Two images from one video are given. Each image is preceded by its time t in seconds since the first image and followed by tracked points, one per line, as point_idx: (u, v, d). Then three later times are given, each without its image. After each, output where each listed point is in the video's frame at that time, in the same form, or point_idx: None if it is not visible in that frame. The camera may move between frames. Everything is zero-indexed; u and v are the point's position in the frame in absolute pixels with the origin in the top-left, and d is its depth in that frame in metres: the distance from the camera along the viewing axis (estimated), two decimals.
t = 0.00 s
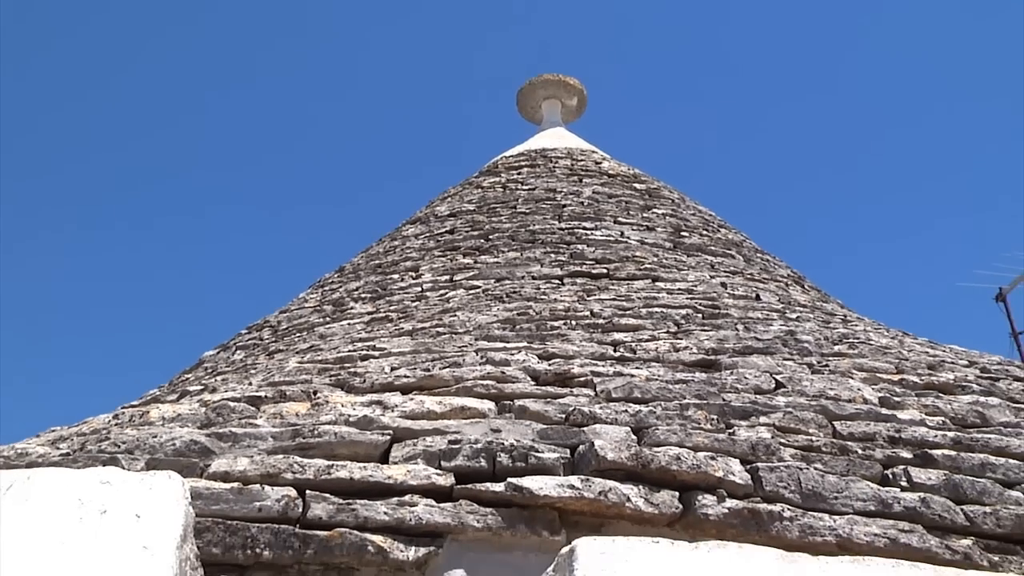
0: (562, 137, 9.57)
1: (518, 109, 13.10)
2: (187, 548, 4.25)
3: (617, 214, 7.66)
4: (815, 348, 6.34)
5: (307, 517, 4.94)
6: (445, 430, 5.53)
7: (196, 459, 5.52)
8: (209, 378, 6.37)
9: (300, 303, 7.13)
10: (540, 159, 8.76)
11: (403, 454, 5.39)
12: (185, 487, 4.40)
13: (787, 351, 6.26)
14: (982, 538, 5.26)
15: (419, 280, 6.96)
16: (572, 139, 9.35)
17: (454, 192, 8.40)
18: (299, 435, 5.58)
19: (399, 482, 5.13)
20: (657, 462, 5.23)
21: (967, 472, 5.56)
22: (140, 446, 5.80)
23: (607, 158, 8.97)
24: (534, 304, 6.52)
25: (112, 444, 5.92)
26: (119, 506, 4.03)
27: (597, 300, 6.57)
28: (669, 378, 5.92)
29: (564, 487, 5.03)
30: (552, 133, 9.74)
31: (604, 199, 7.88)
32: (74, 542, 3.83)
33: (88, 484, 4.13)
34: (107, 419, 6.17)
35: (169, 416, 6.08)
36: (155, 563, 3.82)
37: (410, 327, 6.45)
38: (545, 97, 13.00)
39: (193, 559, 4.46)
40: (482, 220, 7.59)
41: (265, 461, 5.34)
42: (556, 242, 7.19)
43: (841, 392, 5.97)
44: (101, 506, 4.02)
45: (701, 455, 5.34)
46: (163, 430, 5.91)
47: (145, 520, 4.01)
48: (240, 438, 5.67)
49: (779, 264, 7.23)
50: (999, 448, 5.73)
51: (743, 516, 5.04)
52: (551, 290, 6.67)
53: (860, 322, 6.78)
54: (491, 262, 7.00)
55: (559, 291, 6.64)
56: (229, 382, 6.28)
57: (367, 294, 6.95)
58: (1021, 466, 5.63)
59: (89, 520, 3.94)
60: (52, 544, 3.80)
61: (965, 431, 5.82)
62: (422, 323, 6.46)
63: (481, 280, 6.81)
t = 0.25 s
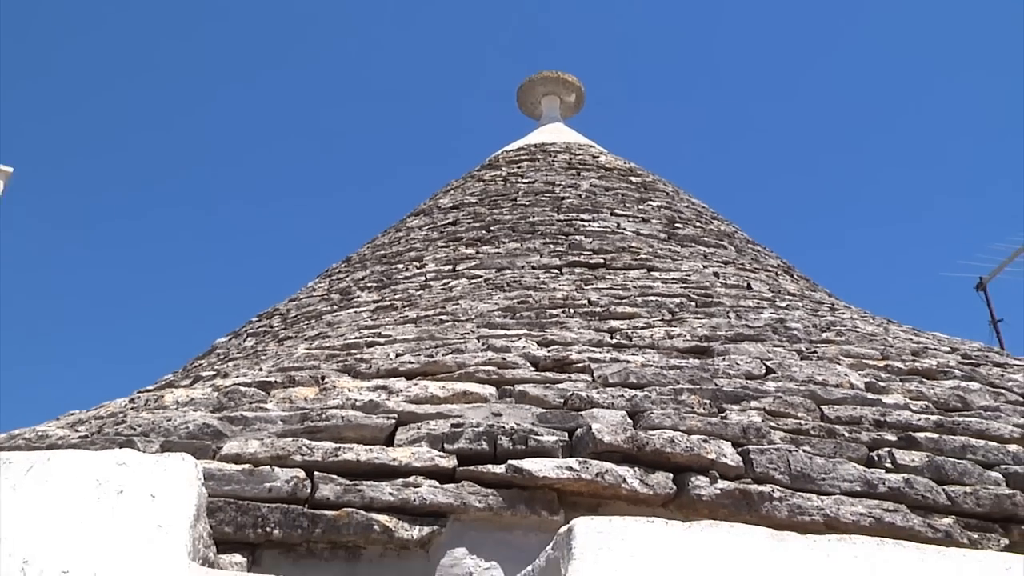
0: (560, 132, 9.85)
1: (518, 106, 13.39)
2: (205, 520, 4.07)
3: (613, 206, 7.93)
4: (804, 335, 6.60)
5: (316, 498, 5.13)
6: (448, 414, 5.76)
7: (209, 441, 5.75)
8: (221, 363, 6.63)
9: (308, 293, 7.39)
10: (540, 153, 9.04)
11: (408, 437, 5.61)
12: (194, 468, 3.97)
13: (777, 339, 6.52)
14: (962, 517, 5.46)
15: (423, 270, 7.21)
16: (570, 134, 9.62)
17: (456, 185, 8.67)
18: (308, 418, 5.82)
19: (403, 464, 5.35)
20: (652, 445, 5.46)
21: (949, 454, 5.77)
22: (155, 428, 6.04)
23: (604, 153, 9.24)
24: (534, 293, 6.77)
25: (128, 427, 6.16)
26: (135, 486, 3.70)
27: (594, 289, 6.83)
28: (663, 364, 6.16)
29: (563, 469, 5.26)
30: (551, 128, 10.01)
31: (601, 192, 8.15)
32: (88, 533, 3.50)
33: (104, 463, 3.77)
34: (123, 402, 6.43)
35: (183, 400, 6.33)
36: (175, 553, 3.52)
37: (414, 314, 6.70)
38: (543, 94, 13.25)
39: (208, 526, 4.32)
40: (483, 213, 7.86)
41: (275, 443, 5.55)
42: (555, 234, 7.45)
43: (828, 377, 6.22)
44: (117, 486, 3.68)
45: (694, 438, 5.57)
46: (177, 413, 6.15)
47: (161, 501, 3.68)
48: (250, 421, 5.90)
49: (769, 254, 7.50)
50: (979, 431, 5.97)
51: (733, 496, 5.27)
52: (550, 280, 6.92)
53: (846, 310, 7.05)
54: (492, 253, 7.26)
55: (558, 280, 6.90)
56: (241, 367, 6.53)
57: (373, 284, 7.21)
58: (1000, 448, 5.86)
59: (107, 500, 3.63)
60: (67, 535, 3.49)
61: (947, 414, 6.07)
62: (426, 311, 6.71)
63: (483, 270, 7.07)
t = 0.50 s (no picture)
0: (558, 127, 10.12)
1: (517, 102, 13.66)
2: (214, 499, 4.14)
3: (609, 199, 8.21)
4: (792, 323, 6.88)
5: (323, 479, 5.40)
6: (450, 398, 6.02)
7: (221, 424, 6.01)
8: (233, 350, 6.90)
9: (315, 283, 7.66)
10: (538, 147, 9.31)
11: (412, 420, 5.87)
12: (207, 452, 4.13)
13: (766, 326, 6.79)
14: (942, 495, 5.68)
15: (426, 260, 7.49)
16: (568, 129, 9.89)
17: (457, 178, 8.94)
18: (316, 402, 6.08)
19: (407, 446, 5.61)
20: (646, 428, 5.70)
21: (929, 436, 6.02)
22: (170, 411, 6.31)
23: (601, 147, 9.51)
24: (533, 282, 7.03)
25: (143, 410, 6.43)
26: (150, 466, 3.86)
27: (591, 279, 7.10)
28: (657, 350, 6.42)
29: (560, 451, 5.50)
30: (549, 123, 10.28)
31: (597, 185, 8.43)
32: (103, 508, 3.67)
33: (120, 446, 3.91)
34: (139, 387, 6.70)
35: (196, 385, 6.60)
36: (185, 524, 3.68)
37: (418, 303, 6.96)
38: (543, 90, 13.49)
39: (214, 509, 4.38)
40: (484, 205, 8.14)
41: (285, 427, 5.80)
42: (553, 225, 7.72)
43: (815, 363, 6.49)
44: (133, 467, 3.84)
45: (687, 421, 5.82)
46: (190, 397, 6.42)
47: (174, 481, 3.84)
48: (260, 405, 6.16)
49: (758, 245, 7.77)
50: (958, 414, 6.23)
51: (724, 476, 5.51)
52: (548, 269, 7.18)
53: (833, 299, 7.32)
54: (492, 244, 7.53)
55: (556, 270, 7.16)
56: (251, 353, 6.80)
57: (378, 273, 7.48)
58: (978, 430, 6.11)
59: (123, 481, 3.79)
60: (83, 508, 3.65)
61: (929, 399, 6.34)
62: (429, 300, 6.98)
63: (484, 261, 7.33)
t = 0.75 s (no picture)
0: (552, 119, 10.37)
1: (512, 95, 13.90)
2: (219, 472, 4.34)
3: (601, 189, 8.46)
4: (777, 309, 7.14)
5: (325, 458, 5.63)
6: (448, 381, 6.27)
7: (227, 404, 6.26)
8: (238, 334, 7.14)
9: (317, 270, 7.91)
10: (533, 139, 9.56)
11: (410, 402, 6.12)
12: (214, 428, 4.26)
13: (752, 312, 7.04)
14: (919, 475, 5.93)
15: (425, 248, 7.73)
16: (562, 121, 10.15)
17: (454, 168, 9.19)
18: (318, 384, 6.33)
19: (406, 427, 5.86)
20: (636, 410, 5.95)
21: (907, 419, 6.28)
22: (177, 392, 6.55)
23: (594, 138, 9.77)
24: (528, 269, 7.28)
25: (152, 391, 6.67)
26: (159, 445, 4.03)
27: (584, 266, 7.35)
28: (647, 335, 6.68)
29: (553, 432, 5.74)
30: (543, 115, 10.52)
31: (590, 176, 8.68)
32: (113, 488, 3.89)
33: (129, 424, 4.08)
34: (148, 369, 6.94)
35: (202, 367, 6.85)
36: (191, 502, 3.89)
37: (417, 289, 7.21)
38: (538, 84, 13.72)
39: (221, 481, 4.54)
40: (481, 194, 8.39)
41: (288, 407, 6.04)
42: (548, 214, 7.97)
43: (799, 348, 6.74)
44: (142, 445, 4.02)
45: (676, 404, 6.06)
46: (197, 378, 6.67)
47: (182, 460, 4.02)
48: (264, 387, 6.40)
49: (744, 234, 8.04)
50: (935, 397, 6.49)
51: (711, 457, 5.75)
52: (543, 257, 7.43)
53: (816, 287, 7.59)
54: (489, 232, 7.78)
55: (551, 258, 7.41)
56: (256, 337, 7.05)
57: (378, 260, 7.73)
58: (954, 412, 6.37)
59: (133, 461, 3.97)
60: (95, 489, 3.88)
61: (907, 382, 6.60)
62: (427, 286, 7.23)
63: (482, 249, 7.58)
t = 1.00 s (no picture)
0: (542, 109, 10.65)
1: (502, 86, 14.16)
2: (221, 449, 4.60)
3: (588, 177, 8.76)
4: (756, 294, 7.45)
5: (321, 433, 5.91)
6: (439, 360, 6.55)
7: (228, 381, 6.53)
8: (238, 314, 7.42)
9: (314, 253, 8.18)
10: (523, 128, 9.85)
11: (404, 380, 6.40)
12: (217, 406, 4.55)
13: (732, 296, 7.34)
14: (889, 452, 6.24)
15: (418, 232, 8.01)
16: (551, 111, 10.43)
17: (447, 156, 9.47)
18: (315, 361, 6.61)
19: (399, 404, 6.14)
20: (621, 389, 6.24)
21: (878, 398, 6.58)
22: (180, 369, 6.83)
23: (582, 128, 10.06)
24: (518, 254, 7.57)
25: (155, 368, 6.95)
26: (161, 420, 4.31)
27: (572, 251, 7.64)
28: (631, 318, 6.97)
29: (541, 410, 6.01)
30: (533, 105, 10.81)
31: (578, 164, 8.97)
32: (117, 459, 4.15)
33: (133, 403, 4.37)
34: (151, 347, 7.22)
35: (204, 345, 7.12)
36: (191, 473, 4.14)
37: (410, 271, 7.49)
38: (528, 76, 13.98)
39: (221, 457, 4.79)
40: (472, 181, 8.67)
41: (286, 385, 6.32)
42: (537, 201, 8.26)
43: (776, 330, 7.05)
44: (145, 421, 4.30)
45: (658, 383, 6.35)
46: (199, 356, 6.95)
47: (183, 435, 4.29)
48: (263, 364, 6.67)
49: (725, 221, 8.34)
50: (905, 378, 6.81)
51: (691, 435, 6.03)
52: (532, 242, 7.72)
53: (794, 272, 7.90)
54: (480, 218, 8.07)
55: (540, 243, 7.70)
56: (255, 317, 7.33)
57: (373, 243, 8.01)
58: (922, 393, 6.69)
59: (136, 434, 4.25)
60: (100, 460, 4.15)
61: (878, 363, 6.92)
62: (420, 269, 7.51)
63: (473, 233, 7.86)
